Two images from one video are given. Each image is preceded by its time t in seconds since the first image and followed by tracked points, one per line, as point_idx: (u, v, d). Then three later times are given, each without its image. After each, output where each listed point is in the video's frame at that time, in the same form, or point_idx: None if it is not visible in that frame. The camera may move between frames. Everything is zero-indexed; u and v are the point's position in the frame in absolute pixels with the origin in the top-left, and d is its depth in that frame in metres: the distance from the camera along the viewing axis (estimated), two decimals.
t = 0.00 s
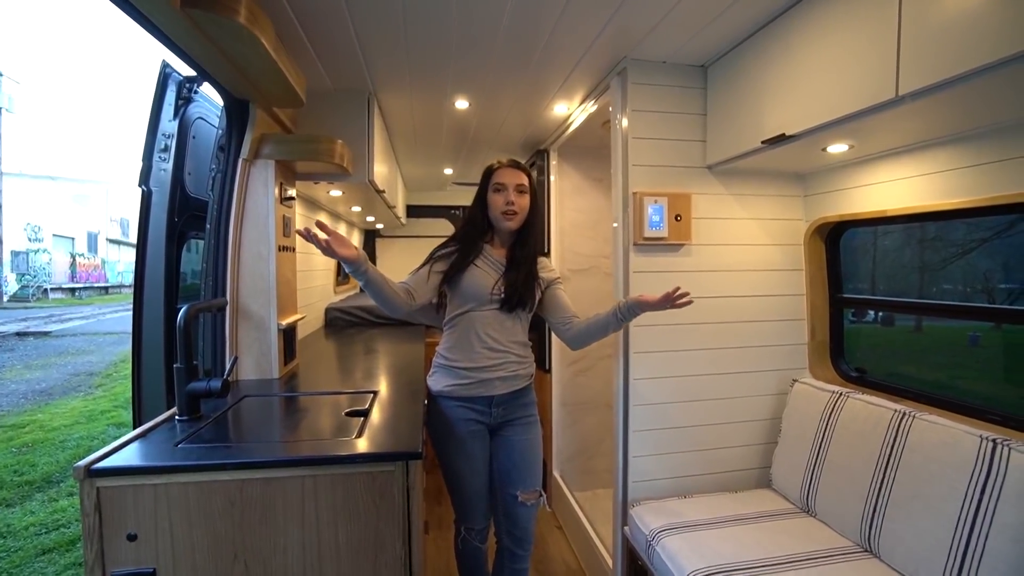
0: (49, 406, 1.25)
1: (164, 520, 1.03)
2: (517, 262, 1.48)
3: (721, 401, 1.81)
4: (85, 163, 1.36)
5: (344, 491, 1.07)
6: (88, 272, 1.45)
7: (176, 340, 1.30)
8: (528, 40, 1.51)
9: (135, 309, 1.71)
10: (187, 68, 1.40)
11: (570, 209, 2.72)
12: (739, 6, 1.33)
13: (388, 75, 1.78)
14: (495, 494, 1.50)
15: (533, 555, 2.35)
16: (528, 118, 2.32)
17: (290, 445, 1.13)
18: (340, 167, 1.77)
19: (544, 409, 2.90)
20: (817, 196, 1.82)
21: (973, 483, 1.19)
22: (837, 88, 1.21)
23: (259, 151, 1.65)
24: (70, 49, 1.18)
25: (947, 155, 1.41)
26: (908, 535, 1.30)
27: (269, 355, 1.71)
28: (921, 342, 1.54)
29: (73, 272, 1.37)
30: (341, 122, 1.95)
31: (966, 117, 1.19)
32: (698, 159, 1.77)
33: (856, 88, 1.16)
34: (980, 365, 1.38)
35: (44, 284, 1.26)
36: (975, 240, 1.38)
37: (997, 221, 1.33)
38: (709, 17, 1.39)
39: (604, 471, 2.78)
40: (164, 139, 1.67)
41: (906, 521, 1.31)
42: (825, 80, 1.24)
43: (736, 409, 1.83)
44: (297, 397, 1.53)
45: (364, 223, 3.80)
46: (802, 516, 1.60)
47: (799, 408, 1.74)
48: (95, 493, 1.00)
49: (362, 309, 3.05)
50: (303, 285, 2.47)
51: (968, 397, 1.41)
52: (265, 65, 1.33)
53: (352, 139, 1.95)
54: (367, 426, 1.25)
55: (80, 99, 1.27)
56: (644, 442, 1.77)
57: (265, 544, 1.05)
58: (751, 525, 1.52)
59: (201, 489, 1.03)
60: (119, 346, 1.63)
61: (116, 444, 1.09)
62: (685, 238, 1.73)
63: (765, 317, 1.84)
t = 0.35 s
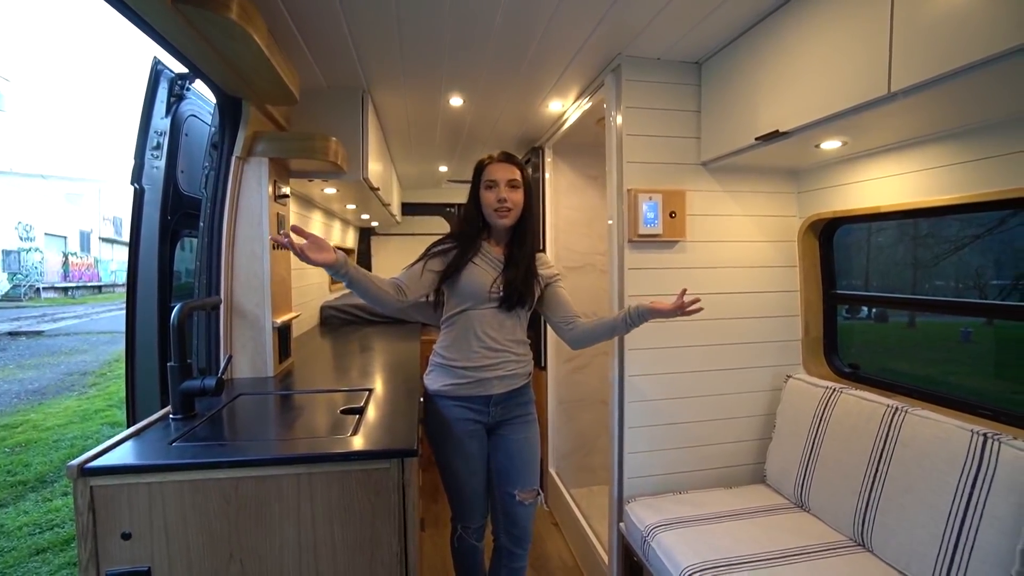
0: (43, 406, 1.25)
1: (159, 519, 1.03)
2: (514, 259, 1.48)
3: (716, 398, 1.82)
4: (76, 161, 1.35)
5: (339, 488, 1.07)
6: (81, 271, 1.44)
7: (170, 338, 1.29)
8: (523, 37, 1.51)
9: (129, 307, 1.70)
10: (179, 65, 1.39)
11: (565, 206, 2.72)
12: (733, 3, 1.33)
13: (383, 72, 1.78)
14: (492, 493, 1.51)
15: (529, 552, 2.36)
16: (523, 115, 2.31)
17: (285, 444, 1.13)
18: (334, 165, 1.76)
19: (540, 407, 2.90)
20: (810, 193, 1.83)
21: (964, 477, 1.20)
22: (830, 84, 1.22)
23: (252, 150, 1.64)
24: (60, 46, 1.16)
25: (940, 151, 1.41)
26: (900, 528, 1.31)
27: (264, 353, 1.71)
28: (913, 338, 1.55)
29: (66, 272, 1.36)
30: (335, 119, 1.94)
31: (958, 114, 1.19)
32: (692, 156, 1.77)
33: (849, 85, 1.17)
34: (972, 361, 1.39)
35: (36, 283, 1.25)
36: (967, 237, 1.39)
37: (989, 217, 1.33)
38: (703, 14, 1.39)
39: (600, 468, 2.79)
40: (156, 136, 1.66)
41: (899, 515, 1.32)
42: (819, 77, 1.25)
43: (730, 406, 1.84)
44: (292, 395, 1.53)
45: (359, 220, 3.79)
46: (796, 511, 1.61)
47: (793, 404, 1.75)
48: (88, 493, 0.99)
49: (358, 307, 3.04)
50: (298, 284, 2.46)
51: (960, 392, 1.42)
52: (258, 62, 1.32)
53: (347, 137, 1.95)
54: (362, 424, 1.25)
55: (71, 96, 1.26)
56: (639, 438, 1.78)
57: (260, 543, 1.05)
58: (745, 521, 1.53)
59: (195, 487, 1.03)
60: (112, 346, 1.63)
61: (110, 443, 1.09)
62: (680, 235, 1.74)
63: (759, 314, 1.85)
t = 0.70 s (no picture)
0: (37, 402, 1.24)
1: (154, 518, 1.02)
2: (513, 256, 1.46)
3: (712, 398, 1.83)
4: (73, 157, 1.35)
5: (335, 487, 1.07)
6: (77, 268, 1.43)
7: (166, 335, 1.29)
8: (522, 37, 1.51)
9: (125, 304, 1.69)
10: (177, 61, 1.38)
11: (563, 206, 2.73)
12: (732, 4, 1.33)
13: (381, 71, 1.78)
14: (490, 494, 1.51)
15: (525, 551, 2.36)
16: (521, 115, 2.31)
17: (282, 442, 1.12)
18: (331, 163, 1.76)
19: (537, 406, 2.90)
20: (808, 195, 1.84)
21: (958, 479, 1.21)
22: (828, 86, 1.22)
23: (250, 147, 1.64)
24: (57, 41, 1.16)
25: (936, 154, 1.42)
26: (894, 529, 1.31)
27: (261, 352, 1.71)
28: (910, 340, 1.56)
29: (61, 268, 1.35)
30: (333, 117, 1.94)
31: (954, 117, 1.20)
32: (691, 157, 1.77)
33: (847, 88, 1.17)
34: (967, 362, 1.40)
35: (31, 279, 1.25)
36: (963, 239, 1.39)
37: (985, 220, 1.34)
38: (703, 15, 1.40)
39: (597, 467, 2.80)
40: (154, 133, 1.65)
41: (893, 516, 1.32)
42: (816, 80, 1.25)
43: (727, 406, 1.84)
44: (289, 393, 1.53)
45: (357, 219, 3.78)
46: (791, 512, 1.61)
47: (789, 404, 1.76)
48: (83, 491, 0.99)
49: (355, 306, 3.04)
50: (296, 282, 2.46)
51: (954, 394, 1.43)
52: (256, 60, 1.32)
53: (345, 135, 1.95)
54: (360, 422, 1.25)
55: (67, 91, 1.25)
56: (636, 438, 1.78)
57: (256, 541, 1.05)
58: (740, 521, 1.54)
59: (192, 485, 1.03)
60: (109, 342, 1.62)
61: (106, 441, 1.09)
62: (677, 236, 1.74)
63: (756, 315, 1.86)
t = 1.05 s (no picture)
0: (34, 407, 1.24)
1: (153, 522, 1.02)
2: (514, 259, 1.45)
3: (710, 401, 1.83)
4: (71, 162, 1.35)
5: (334, 491, 1.08)
6: (75, 272, 1.44)
7: (165, 340, 1.29)
8: (519, 42, 1.52)
9: (125, 307, 1.72)
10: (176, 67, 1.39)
11: (561, 210, 2.74)
12: (727, 10, 1.35)
13: (379, 76, 1.79)
14: (489, 499, 1.51)
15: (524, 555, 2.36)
16: (519, 120, 2.33)
17: (281, 446, 1.13)
18: (330, 168, 1.77)
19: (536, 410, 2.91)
20: (804, 198, 1.85)
21: (954, 480, 1.22)
22: (822, 91, 1.23)
23: (249, 152, 1.65)
24: (56, 47, 1.17)
25: (930, 157, 1.43)
26: (892, 531, 1.32)
27: (259, 356, 1.71)
28: (907, 342, 1.56)
29: (59, 272, 1.36)
30: (331, 122, 1.95)
31: (947, 121, 1.21)
32: (687, 161, 1.79)
33: (841, 92, 1.18)
34: (963, 364, 1.40)
35: (29, 284, 1.25)
36: (959, 241, 1.40)
37: (981, 221, 1.35)
38: (698, 20, 1.41)
39: (595, 471, 2.80)
40: (153, 139, 1.68)
41: (890, 517, 1.33)
42: (810, 84, 1.27)
43: (724, 409, 1.85)
44: (287, 398, 1.53)
45: (355, 224, 3.80)
46: (789, 514, 1.62)
47: (786, 407, 1.77)
48: (82, 496, 0.99)
49: (353, 310, 3.04)
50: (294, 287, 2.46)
51: (951, 395, 1.44)
52: (256, 66, 1.33)
53: (344, 141, 1.96)
54: (359, 426, 1.26)
55: (66, 97, 1.26)
56: (634, 441, 1.78)
57: (255, 546, 1.05)
58: (739, 524, 1.54)
59: (191, 490, 1.03)
60: (107, 347, 1.62)
61: (104, 446, 1.09)
62: (674, 239, 1.75)
63: (753, 317, 1.87)
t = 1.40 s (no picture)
0: (33, 413, 1.24)
1: (152, 528, 1.02)
2: (515, 261, 1.45)
3: (709, 404, 1.84)
4: (69, 167, 1.35)
5: (334, 495, 1.08)
6: (74, 277, 1.44)
7: (164, 345, 1.29)
8: (517, 47, 1.53)
9: (124, 312, 1.71)
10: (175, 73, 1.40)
11: (559, 213, 2.75)
12: (723, 14, 1.35)
13: (378, 81, 1.80)
14: (488, 502, 1.50)
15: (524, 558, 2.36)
16: (517, 123, 2.34)
17: (281, 451, 1.13)
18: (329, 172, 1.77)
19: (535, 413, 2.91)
20: (802, 201, 1.86)
21: (952, 482, 1.22)
22: (818, 95, 1.24)
23: (248, 158, 1.65)
24: (55, 54, 1.17)
25: (927, 160, 1.44)
26: (891, 533, 1.32)
27: (259, 361, 1.71)
28: (906, 344, 1.57)
29: (58, 278, 1.36)
30: (331, 127, 1.96)
31: (943, 124, 1.22)
32: (685, 164, 1.79)
33: (837, 96, 1.19)
34: (961, 366, 1.41)
35: (28, 289, 1.25)
36: (958, 243, 1.41)
37: (979, 224, 1.36)
38: (695, 25, 1.42)
39: (595, 474, 2.79)
40: (152, 144, 1.68)
41: (889, 519, 1.33)
42: (807, 88, 1.27)
43: (724, 411, 1.85)
44: (287, 402, 1.53)
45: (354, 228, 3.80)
46: (789, 516, 1.62)
47: (785, 409, 1.77)
48: (82, 501, 0.99)
49: (353, 314, 3.04)
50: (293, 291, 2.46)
51: (949, 397, 1.45)
52: (255, 71, 1.33)
53: (343, 145, 1.96)
54: (359, 431, 1.26)
55: (64, 102, 1.26)
56: (634, 445, 1.79)
57: (255, 551, 1.05)
58: (739, 526, 1.54)
59: (190, 495, 1.03)
60: (105, 352, 1.62)
61: (104, 451, 1.09)
62: (673, 242, 1.76)
63: (752, 320, 1.87)
